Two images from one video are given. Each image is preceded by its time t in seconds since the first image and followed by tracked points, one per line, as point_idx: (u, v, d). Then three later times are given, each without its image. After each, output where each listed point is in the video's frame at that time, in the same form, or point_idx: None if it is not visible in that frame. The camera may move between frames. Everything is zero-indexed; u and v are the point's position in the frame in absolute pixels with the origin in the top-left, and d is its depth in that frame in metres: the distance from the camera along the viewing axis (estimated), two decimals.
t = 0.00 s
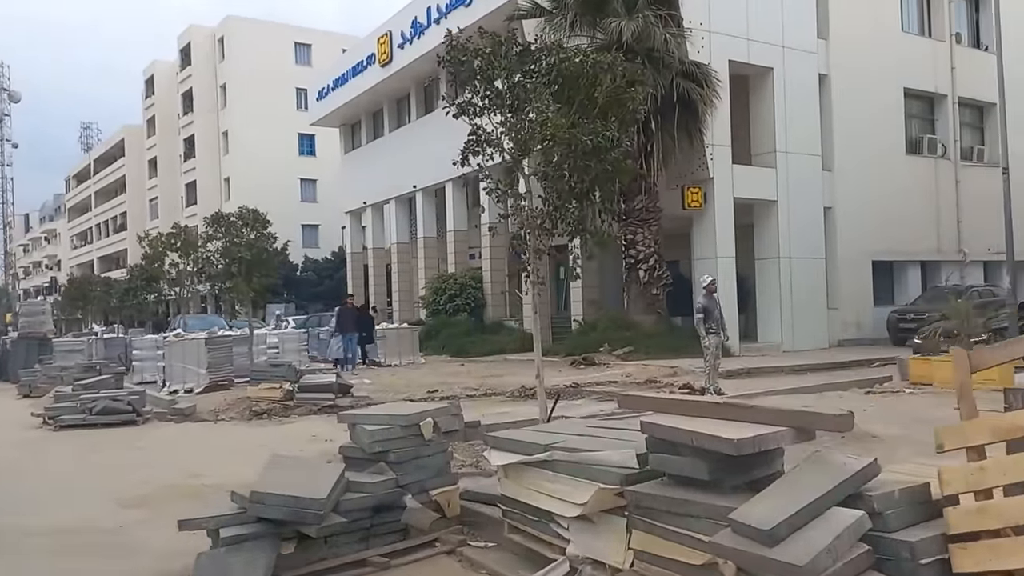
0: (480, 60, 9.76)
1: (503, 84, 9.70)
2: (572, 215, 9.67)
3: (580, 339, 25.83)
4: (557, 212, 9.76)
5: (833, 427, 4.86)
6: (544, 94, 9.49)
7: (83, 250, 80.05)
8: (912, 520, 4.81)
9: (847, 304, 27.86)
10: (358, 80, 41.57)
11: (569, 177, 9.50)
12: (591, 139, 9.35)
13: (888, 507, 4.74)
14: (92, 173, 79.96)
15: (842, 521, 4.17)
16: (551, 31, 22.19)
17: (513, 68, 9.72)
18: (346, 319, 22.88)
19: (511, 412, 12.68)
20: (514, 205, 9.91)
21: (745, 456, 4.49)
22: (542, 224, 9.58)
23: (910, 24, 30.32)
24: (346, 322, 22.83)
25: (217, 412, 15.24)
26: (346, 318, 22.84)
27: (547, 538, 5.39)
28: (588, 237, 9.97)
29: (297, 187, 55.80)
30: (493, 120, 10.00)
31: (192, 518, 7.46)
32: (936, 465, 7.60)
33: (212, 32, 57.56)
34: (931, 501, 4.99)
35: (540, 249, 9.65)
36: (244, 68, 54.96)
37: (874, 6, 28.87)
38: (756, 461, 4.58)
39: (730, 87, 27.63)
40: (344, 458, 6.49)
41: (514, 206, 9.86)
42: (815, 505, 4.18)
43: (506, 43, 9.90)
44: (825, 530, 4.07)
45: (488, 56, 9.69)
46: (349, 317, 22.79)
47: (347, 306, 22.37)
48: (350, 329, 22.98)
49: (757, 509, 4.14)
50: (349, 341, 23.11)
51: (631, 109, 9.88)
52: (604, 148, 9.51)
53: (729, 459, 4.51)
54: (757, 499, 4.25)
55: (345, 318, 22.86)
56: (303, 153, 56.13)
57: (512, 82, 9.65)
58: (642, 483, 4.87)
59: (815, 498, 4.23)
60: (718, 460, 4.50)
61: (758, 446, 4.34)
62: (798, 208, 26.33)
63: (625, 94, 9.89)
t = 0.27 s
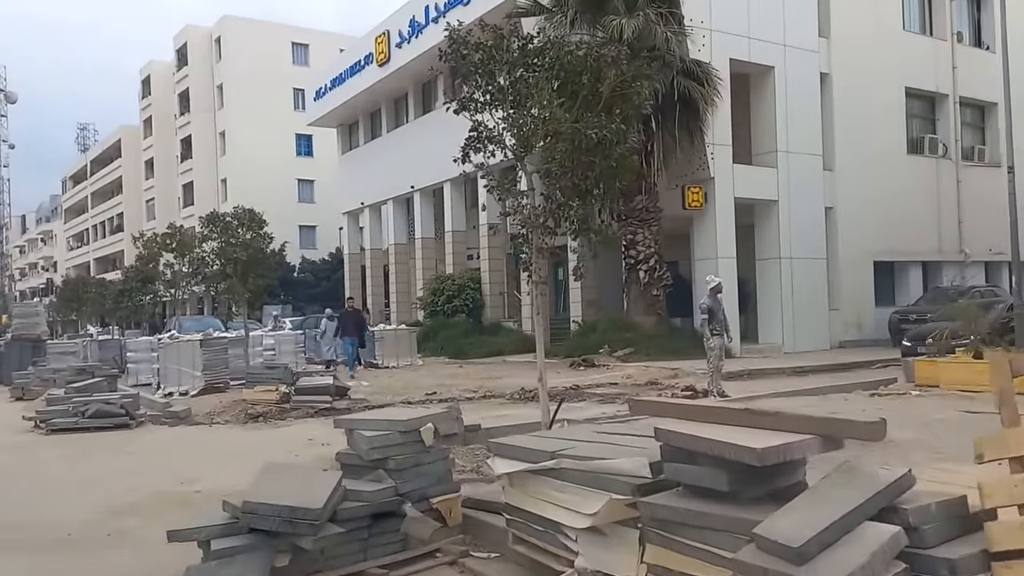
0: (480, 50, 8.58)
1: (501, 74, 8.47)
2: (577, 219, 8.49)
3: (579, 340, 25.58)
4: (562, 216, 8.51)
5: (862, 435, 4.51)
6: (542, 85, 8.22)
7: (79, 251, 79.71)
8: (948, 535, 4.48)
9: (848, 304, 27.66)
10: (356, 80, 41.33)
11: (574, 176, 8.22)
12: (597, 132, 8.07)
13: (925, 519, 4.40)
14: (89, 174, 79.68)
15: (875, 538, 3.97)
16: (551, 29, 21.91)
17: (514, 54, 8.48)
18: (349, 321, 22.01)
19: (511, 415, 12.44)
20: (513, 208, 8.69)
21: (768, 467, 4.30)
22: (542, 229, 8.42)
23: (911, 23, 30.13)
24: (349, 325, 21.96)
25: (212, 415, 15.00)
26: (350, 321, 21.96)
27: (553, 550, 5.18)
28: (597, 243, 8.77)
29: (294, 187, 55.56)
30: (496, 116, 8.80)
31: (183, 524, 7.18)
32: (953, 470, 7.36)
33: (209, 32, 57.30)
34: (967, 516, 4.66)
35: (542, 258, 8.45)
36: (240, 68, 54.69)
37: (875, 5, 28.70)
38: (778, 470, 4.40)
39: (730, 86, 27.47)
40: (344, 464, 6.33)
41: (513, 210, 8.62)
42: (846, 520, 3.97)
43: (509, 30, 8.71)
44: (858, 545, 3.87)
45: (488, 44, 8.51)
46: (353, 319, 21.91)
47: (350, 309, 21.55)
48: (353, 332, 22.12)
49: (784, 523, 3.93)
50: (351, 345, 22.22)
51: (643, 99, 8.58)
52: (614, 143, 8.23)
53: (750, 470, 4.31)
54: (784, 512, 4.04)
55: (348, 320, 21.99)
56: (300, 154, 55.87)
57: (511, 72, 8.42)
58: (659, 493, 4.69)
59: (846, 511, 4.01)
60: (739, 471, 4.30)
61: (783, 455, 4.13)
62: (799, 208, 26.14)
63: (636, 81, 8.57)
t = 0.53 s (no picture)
0: (484, 42, 8.34)
1: (506, 68, 8.27)
2: (584, 216, 8.26)
3: (580, 341, 25.36)
4: (570, 211, 8.28)
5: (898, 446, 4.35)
6: (549, 78, 7.98)
7: (77, 251, 79.51)
8: (1002, 553, 4.10)
9: (852, 305, 27.44)
10: (355, 79, 41.11)
11: (582, 171, 8.00)
12: (606, 127, 7.86)
13: (975, 537, 4.02)
14: (88, 174, 79.46)
15: (927, 556, 3.69)
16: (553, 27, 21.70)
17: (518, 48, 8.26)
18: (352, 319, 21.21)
19: (514, 417, 12.19)
20: (517, 205, 8.44)
21: (804, 478, 4.06)
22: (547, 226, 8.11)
23: (914, 21, 29.89)
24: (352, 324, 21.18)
25: (210, 417, 14.74)
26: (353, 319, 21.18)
27: (567, 562, 4.95)
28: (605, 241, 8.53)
29: (293, 187, 55.34)
30: (500, 109, 8.58)
31: (178, 529, 6.92)
32: (978, 476, 7.10)
33: (208, 31, 57.06)
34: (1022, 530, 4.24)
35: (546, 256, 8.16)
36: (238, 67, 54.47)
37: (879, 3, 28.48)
38: (813, 480, 4.17)
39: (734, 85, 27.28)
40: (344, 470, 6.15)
41: (517, 207, 8.38)
42: (892, 536, 3.73)
43: (514, 22, 8.49)
44: (906, 563, 3.62)
45: (493, 36, 8.27)
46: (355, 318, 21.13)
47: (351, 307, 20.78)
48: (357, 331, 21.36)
49: (823, 542, 3.71)
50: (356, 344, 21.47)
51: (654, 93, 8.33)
52: (623, 137, 8.01)
53: (783, 481, 4.07)
54: (823, 530, 3.82)
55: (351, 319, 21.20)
56: (300, 153, 55.65)
57: (516, 65, 8.22)
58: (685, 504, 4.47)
59: (892, 527, 3.76)
60: (771, 483, 4.07)
61: (818, 466, 3.93)
62: (802, 208, 25.93)
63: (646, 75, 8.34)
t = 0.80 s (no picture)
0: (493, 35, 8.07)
1: (514, 60, 8.03)
2: (595, 213, 7.98)
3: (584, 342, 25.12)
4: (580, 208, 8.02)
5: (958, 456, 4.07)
6: (558, 71, 7.73)
7: (77, 251, 79.30)
8: None
9: (857, 305, 27.20)
10: (356, 78, 40.88)
11: (592, 167, 7.73)
12: (617, 121, 7.57)
13: None
14: (88, 174, 79.22)
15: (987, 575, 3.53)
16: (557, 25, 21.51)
17: (528, 40, 7.98)
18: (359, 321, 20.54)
19: (521, 418, 11.98)
20: (526, 202, 8.17)
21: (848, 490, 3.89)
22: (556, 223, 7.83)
23: (919, 20, 29.65)
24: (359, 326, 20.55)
25: (210, 419, 14.50)
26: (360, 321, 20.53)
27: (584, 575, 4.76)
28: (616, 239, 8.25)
29: (294, 187, 55.14)
30: (509, 104, 8.33)
31: (178, 534, 6.66)
32: (1002, 480, 6.90)
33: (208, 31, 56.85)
34: None
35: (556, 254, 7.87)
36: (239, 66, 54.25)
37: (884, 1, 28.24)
38: (856, 493, 3.99)
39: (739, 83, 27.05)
40: (350, 477, 6.01)
41: (525, 204, 8.10)
42: (951, 555, 3.53)
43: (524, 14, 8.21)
44: None
45: (501, 28, 8.00)
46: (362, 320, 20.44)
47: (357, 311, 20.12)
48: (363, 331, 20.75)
49: (875, 560, 3.52)
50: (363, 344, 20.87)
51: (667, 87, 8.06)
52: (635, 132, 7.71)
53: (825, 494, 3.91)
54: (874, 547, 3.64)
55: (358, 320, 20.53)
56: (300, 153, 55.45)
57: (525, 57, 7.98)
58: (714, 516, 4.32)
59: (949, 543, 3.58)
60: (812, 497, 3.90)
61: (867, 479, 3.72)
62: (808, 207, 25.69)
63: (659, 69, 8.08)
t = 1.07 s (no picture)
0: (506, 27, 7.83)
1: (528, 53, 7.79)
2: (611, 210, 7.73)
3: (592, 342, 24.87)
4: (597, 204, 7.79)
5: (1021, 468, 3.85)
6: (574, 62, 7.49)
7: (83, 252, 79.31)
8: None
9: (868, 305, 26.91)
10: (362, 77, 40.67)
11: (610, 162, 7.49)
12: (636, 115, 7.32)
13: None
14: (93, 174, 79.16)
15: None
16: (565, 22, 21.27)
17: (543, 32, 7.73)
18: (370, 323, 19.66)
19: (532, 420, 11.74)
20: (540, 199, 7.94)
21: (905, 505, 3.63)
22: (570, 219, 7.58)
23: (929, 18, 29.34)
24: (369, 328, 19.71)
25: (215, 420, 14.28)
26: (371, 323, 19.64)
27: None
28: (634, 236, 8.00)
29: (299, 187, 55.01)
30: (524, 98, 8.09)
31: (182, 539, 6.38)
32: None
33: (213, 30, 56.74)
34: None
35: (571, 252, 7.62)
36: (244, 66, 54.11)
37: None
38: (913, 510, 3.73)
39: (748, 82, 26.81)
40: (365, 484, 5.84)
41: (540, 201, 7.87)
42: None
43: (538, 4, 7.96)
44: None
45: (515, 20, 7.75)
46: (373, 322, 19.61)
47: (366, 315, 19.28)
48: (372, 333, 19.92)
49: None
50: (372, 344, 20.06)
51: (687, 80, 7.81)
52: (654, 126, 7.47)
53: (880, 508, 3.67)
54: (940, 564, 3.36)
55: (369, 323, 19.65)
56: (305, 153, 55.31)
57: (539, 50, 7.75)
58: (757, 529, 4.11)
59: None
60: (865, 512, 3.66)
61: (931, 493, 3.46)
62: (818, 206, 25.41)
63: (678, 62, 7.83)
